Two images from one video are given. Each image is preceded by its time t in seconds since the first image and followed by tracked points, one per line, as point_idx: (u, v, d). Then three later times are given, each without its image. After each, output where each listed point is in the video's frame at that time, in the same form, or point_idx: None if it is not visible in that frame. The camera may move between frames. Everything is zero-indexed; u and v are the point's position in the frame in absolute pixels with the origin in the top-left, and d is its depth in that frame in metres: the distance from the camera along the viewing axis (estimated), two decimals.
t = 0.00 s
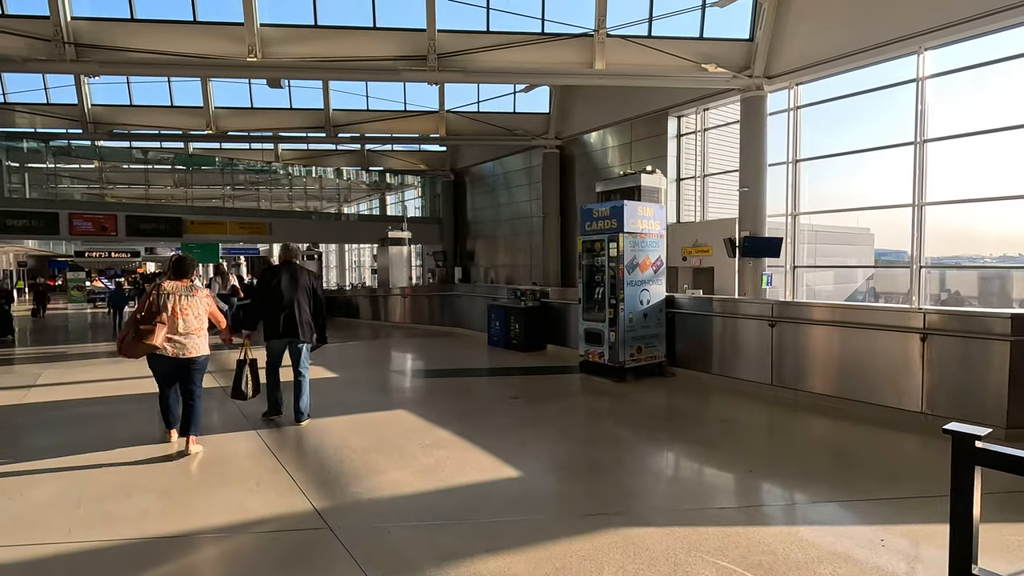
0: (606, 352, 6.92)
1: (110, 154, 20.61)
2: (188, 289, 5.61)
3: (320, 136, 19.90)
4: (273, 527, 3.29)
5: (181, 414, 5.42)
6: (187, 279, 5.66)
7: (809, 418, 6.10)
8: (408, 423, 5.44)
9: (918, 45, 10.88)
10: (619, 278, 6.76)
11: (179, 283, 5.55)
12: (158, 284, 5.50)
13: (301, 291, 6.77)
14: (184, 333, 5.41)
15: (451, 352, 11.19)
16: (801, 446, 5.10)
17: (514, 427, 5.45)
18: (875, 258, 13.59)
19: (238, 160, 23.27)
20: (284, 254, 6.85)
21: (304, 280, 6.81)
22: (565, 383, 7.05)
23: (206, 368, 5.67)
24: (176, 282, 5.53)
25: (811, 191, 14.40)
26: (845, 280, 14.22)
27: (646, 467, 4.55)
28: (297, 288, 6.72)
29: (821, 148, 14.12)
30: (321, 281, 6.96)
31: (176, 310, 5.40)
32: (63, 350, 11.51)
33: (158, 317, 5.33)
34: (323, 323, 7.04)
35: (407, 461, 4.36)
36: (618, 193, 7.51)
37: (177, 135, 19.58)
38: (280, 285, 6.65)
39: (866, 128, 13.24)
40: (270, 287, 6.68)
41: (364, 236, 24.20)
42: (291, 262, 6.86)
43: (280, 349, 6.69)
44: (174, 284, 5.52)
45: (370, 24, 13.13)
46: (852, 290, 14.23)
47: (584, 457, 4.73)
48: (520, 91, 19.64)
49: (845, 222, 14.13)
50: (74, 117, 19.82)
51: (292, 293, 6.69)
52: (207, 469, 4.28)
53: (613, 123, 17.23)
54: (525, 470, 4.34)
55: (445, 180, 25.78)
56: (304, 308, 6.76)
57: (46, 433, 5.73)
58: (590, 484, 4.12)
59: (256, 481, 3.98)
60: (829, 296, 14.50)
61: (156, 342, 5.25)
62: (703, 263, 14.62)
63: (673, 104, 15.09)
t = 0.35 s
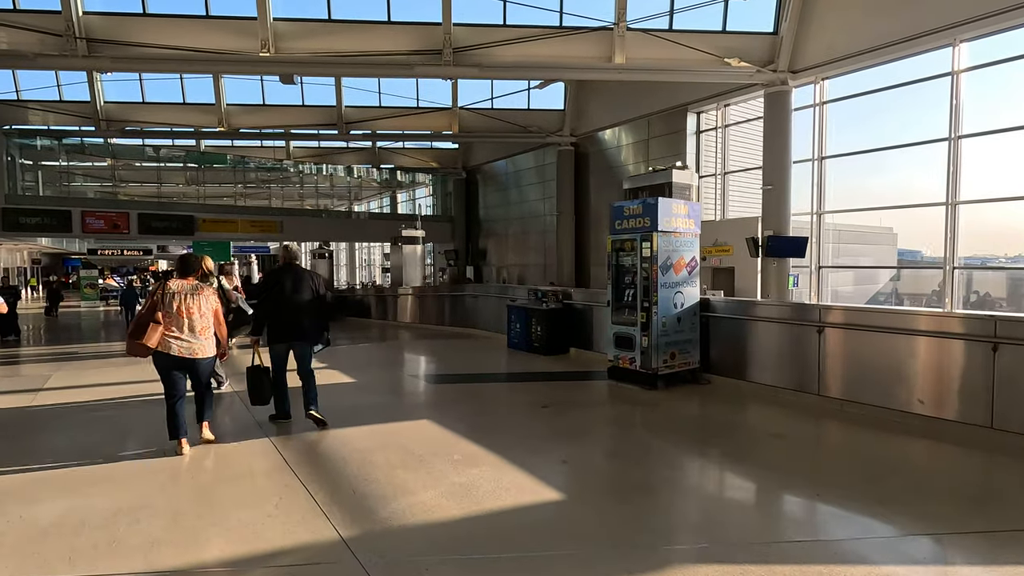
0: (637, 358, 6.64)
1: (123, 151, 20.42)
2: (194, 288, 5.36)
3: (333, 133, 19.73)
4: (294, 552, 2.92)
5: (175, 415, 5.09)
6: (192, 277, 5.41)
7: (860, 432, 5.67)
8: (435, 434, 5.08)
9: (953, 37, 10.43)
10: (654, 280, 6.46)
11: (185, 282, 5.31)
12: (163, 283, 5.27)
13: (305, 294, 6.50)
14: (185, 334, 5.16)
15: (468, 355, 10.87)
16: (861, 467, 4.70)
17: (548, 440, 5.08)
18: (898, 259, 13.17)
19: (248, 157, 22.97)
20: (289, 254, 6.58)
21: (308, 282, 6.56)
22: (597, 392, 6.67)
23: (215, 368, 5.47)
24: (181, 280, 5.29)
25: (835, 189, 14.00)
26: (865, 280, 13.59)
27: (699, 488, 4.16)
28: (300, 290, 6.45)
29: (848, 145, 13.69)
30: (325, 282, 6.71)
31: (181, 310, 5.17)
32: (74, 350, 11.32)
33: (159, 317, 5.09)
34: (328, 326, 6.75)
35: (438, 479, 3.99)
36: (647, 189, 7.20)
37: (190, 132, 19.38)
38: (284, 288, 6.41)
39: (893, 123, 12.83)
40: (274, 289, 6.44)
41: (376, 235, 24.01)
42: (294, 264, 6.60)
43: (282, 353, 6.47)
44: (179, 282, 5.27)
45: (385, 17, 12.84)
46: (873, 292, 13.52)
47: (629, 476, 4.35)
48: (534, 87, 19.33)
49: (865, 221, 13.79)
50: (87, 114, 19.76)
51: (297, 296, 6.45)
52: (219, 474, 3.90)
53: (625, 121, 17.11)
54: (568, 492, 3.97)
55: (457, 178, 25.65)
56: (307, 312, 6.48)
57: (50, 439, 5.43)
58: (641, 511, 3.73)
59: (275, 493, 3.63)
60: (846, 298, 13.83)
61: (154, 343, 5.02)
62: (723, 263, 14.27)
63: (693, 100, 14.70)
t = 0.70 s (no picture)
0: (687, 361, 6.42)
1: (152, 151, 20.37)
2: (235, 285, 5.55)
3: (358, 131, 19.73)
4: None
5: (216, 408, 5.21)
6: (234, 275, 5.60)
7: (943, 444, 5.20)
8: (482, 442, 4.75)
9: (1008, 25, 9.87)
10: (706, 280, 6.24)
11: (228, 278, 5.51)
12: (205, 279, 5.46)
13: (331, 290, 6.32)
14: (226, 328, 5.36)
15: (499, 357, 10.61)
16: (956, 486, 4.26)
17: (604, 449, 4.73)
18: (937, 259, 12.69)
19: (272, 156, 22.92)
20: (317, 251, 6.43)
21: (336, 278, 6.40)
22: (646, 398, 6.29)
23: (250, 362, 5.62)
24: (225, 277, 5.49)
25: (876, 185, 13.48)
26: (903, 281, 13.01)
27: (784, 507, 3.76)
28: (327, 287, 6.28)
29: (890, 140, 13.15)
30: (352, 278, 6.55)
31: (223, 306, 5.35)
32: (105, 348, 11.35)
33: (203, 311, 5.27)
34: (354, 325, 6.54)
35: (496, 493, 3.65)
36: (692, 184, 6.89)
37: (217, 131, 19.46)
38: (311, 284, 6.24)
39: (938, 117, 12.36)
40: (300, 285, 6.28)
41: (398, 233, 23.98)
42: (322, 260, 6.44)
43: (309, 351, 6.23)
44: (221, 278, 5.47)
45: (413, 13, 12.68)
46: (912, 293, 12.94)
47: (700, 494, 3.97)
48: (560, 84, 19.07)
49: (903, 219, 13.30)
50: (117, 114, 20.04)
51: (323, 292, 6.27)
52: (260, 487, 3.60)
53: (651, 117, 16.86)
54: (640, 511, 3.60)
55: (480, 176, 25.56)
56: (333, 308, 6.28)
57: (78, 442, 5.21)
58: (727, 536, 3.35)
59: (320, 509, 3.31)
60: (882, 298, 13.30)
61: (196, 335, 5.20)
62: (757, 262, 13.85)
63: (726, 95, 14.30)
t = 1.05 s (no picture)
0: (760, 372, 6.13)
1: (201, 154, 21.16)
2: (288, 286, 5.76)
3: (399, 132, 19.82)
4: None
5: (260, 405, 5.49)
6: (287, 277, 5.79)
7: None
8: (546, 456, 4.46)
9: None
10: (783, 283, 5.96)
11: (281, 279, 5.70)
12: (260, 281, 5.68)
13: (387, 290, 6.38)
14: (279, 328, 5.52)
15: (543, 361, 10.30)
16: None
17: (679, 465, 4.37)
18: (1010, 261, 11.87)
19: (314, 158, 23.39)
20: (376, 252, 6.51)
21: (391, 280, 6.47)
22: (713, 410, 5.90)
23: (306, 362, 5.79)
24: (278, 278, 5.68)
25: (947, 182, 12.51)
26: (967, 285, 12.31)
27: (899, 538, 3.33)
28: (383, 287, 6.34)
29: (963, 134, 12.25)
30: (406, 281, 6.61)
31: (278, 307, 5.55)
32: (156, 347, 11.54)
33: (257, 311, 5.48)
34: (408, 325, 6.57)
35: (572, 518, 3.37)
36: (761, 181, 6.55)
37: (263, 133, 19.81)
38: (368, 284, 6.34)
39: (1019, 110, 11.46)
40: (357, 284, 6.39)
41: (436, 234, 23.99)
42: (380, 262, 6.54)
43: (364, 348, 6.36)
44: (275, 279, 5.67)
45: (456, 11, 12.56)
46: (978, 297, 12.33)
47: (795, 520, 3.58)
48: (602, 81, 18.69)
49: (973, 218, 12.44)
50: (169, 118, 20.73)
51: (379, 292, 6.37)
52: (321, 504, 3.42)
53: (693, 115, 16.45)
54: (727, 537, 3.28)
55: (518, 177, 25.37)
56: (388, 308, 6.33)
57: (133, 443, 5.15)
58: (830, 569, 3.00)
59: (386, 530, 3.13)
60: (948, 302, 12.51)
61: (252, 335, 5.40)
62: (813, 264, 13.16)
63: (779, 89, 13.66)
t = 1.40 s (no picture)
0: (849, 381, 5.75)
1: (250, 155, 21.86)
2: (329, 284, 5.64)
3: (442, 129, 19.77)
4: None
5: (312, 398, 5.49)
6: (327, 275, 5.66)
7: None
8: (619, 473, 4.13)
9: None
10: (877, 283, 5.56)
11: (322, 277, 5.58)
12: (302, 278, 5.57)
13: (441, 284, 6.84)
14: (322, 324, 5.43)
15: (596, 365, 9.89)
16: None
17: (769, 486, 3.96)
18: None
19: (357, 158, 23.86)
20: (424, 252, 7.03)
21: (442, 276, 6.86)
22: (791, 421, 5.44)
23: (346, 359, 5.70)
24: (319, 275, 5.56)
25: None
26: None
27: None
28: (439, 282, 6.83)
29: None
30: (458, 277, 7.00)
31: (321, 305, 5.45)
32: (210, 345, 11.78)
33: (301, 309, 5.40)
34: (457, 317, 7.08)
35: (661, 549, 3.03)
36: (846, 172, 6.08)
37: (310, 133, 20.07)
38: (421, 282, 6.78)
39: None
40: (412, 282, 6.83)
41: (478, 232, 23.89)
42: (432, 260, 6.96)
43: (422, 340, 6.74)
44: (316, 277, 5.56)
45: (503, 4, 12.33)
46: None
47: (911, 552, 3.16)
48: (650, 73, 18.09)
49: None
50: (221, 121, 21.31)
51: (432, 289, 6.79)
52: (386, 525, 3.21)
53: (746, 106, 15.74)
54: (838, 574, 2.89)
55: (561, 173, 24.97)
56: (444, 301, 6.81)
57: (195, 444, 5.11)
58: None
59: (455, 558, 2.89)
60: None
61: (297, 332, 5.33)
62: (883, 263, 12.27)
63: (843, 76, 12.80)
